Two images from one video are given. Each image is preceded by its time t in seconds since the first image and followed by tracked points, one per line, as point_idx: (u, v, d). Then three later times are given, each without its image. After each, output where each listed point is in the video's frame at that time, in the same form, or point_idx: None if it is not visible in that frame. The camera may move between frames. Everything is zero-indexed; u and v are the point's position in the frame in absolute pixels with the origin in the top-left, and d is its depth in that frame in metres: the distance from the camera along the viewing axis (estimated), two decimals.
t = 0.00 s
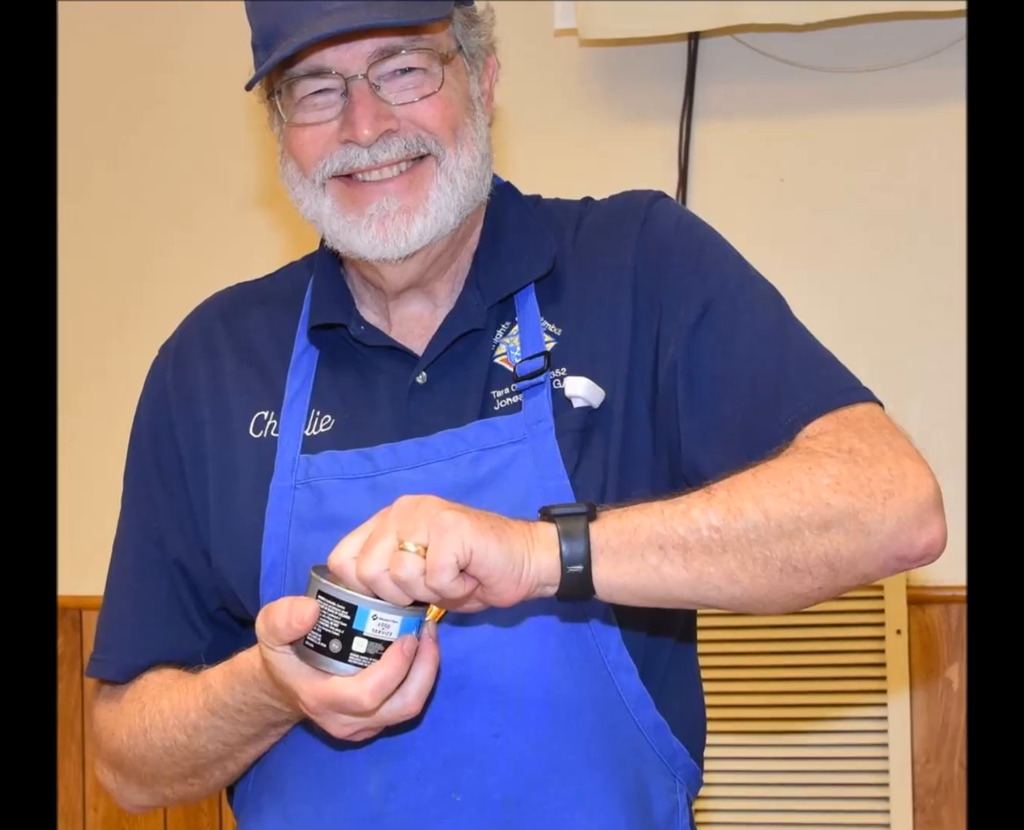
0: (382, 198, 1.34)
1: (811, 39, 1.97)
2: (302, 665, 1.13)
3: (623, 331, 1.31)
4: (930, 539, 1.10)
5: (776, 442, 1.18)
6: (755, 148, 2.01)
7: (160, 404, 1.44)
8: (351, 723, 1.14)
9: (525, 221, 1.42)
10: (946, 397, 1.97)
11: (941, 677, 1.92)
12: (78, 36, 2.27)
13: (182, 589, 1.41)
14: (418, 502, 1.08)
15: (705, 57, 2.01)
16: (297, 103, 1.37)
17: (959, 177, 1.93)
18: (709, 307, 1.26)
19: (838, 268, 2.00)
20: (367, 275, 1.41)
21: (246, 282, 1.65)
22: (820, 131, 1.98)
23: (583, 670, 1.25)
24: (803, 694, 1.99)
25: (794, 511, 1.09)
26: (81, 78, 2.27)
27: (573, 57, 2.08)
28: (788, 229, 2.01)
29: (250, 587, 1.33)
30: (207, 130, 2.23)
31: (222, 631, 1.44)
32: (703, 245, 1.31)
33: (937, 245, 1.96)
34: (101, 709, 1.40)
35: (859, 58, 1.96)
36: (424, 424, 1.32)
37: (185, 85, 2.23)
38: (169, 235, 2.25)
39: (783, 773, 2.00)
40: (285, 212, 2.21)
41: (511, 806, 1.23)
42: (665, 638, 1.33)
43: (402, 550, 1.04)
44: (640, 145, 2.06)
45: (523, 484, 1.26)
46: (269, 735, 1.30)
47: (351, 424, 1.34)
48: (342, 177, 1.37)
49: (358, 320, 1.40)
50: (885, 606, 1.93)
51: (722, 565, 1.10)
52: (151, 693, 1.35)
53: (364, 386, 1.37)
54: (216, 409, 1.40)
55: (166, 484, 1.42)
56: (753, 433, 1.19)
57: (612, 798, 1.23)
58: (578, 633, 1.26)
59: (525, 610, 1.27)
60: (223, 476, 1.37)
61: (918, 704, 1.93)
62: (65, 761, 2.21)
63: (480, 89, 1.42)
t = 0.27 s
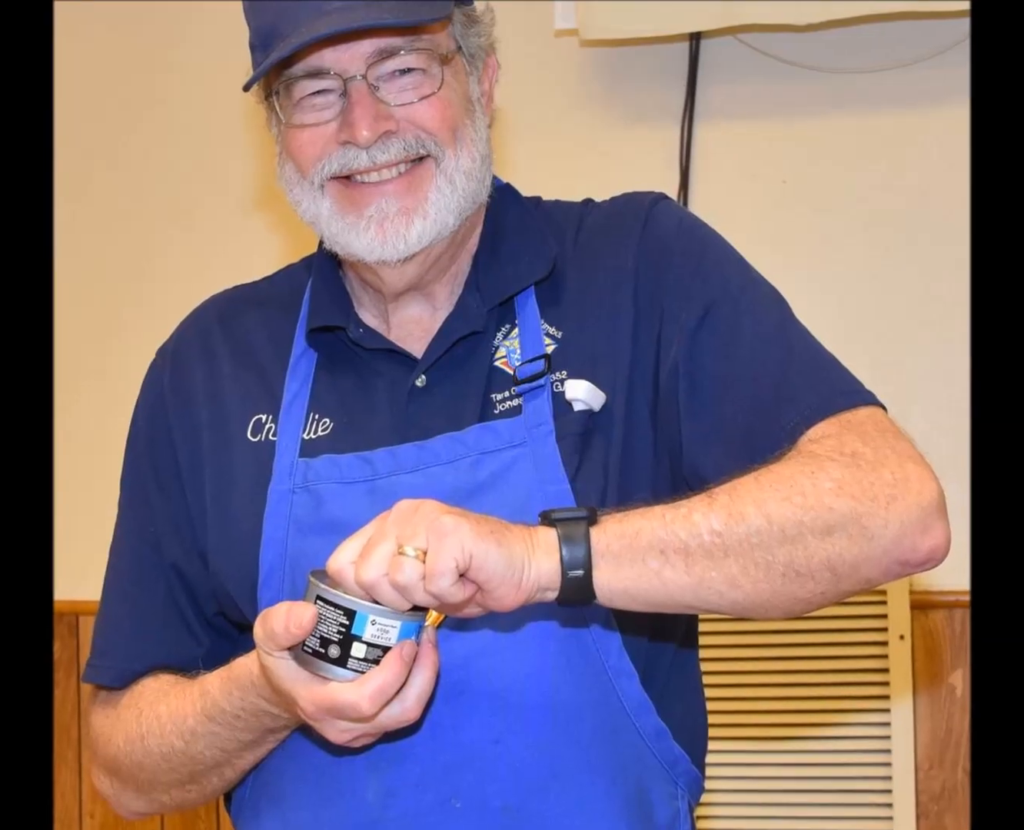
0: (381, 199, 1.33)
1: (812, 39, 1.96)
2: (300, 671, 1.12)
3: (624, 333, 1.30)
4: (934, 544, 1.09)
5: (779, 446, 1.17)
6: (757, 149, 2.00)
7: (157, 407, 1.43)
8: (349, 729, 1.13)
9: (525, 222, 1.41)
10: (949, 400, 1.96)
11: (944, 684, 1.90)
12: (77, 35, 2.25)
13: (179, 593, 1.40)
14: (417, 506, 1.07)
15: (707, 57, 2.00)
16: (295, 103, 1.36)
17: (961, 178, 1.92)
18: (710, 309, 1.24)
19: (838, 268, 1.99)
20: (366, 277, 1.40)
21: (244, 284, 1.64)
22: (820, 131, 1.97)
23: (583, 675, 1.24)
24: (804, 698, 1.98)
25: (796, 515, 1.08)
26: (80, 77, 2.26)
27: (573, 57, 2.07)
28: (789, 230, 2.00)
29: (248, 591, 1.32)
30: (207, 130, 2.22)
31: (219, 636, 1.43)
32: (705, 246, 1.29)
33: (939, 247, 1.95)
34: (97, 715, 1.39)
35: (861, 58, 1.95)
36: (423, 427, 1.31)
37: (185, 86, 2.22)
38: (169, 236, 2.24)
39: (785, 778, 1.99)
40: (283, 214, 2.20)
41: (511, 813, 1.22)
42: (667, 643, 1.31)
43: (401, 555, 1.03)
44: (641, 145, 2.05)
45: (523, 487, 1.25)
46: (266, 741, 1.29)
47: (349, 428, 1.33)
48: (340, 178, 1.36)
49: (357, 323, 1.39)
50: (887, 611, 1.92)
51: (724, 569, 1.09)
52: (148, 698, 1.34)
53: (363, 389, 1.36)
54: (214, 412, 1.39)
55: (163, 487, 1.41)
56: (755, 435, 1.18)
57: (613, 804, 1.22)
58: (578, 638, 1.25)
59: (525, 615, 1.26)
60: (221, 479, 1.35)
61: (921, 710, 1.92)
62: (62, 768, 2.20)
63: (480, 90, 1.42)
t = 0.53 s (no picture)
0: (380, 201, 1.32)
1: (814, 39, 1.95)
2: (298, 676, 1.10)
3: (625, 335, 1.29)
4: (938, 549, 1.07)
5: (781, 449, 1.16)
6: (759, 149, 1.98)
7: (154, 410, 1.41)
8: (348, 736, 1.12)
9: (525, 224, 1.40)
10: (954, 404, 1.94)
11: (948, 689, 1.89)
12: (74, 36, 2.25)
13: (176, 598, 1.38)
14: (416, 509, 1.06)
15: (709, 57, 1.99)
16: (294, 104, 1.35)
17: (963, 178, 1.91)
18: (712, 312, 1.23)
19: (841, 269, 1.97)
20: (365, 280, 1.39)
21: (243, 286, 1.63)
22: (822, 131, 1.96)
23: (584, 680, 1.23)
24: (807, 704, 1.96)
25: (798, 519, 1.06)
26: (78, 79, 2.25)
27: (573, 57, 2.06)
28: (792, 232, 1.99)
29: (246, 596, 1.31)
30: (205, 132, 2.21)
31: (217, 641, 1.42)
32: (707, 247, 1.28)
33: (942, 248, 1.93)
34: (94, 721, 1.38)
35: (863, 59, 1.94)
36: (422, 431, 1.30)
37: (184, 87, 2.21)
38: (167, 238, 2.23)
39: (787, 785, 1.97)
40: (281, 216, 2.19)
41: (511, 820, 1.21)
42: (668, 648, 1.30)
43: (400, 559, 1.02)
44: (641, 146, 2.04)
45: (523, 491, 1.23)
46: (264, 747, 1.28)
47: (348, 431, 1.32)
48: (339, 180, 1.35)
49: (356, 325, 1.38)
50: (891, 616, 1.90)
51: (725, 574, 1.08)
52: (145, 704, 1.33)
53: (362, 393, 1.35)
54: (212, 415, 1.38)
55: (160, 491, 1.40)
56: (758, 438, 1.17)
57: (614, 810, 1.21)
58: (579, 644, 1.24)
59: (525, 620, 1.24)
60: (218, 482, 1.34)
61: (925, 716, 1.90)
62: (58, 775, 2.18)
63: (480, 91, 1.41)
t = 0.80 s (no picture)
0: (379, 203, 1.31)
1: (817, 41, 1.94)
2: (296, 682, 1.09)
3: (626, 338, 1.27)
4: (941, 553, 1.06)
5: (784, 453, 1.15)
6: (761, 150, 1.97)
7: (151, 414, 1.41)
8: (347, 742, 1.11)
9: (525, 226, 1.39)
10: (957, 406, 1.92)
11: (951, 695, 1.88)
12: (69, 37, 2.24)
13: (173, 603, 1.37)
14: (416, 513, 1.04)
15: (711, 58, 1.98)
16: (292, 105, 1.34)
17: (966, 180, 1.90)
18: (713, 314, 1.22)
19: (842, 272, 1.96)
20: (364, 283, 1.38)
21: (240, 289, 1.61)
22: (824, 133, 1.95)
23: (584, 686, 1.22)
24: (809, 710, 1.94)
25: (800, 524, 1.05)
26: (73, 80, 2.24)
27: (573, 57, 2.05)
28: (794, 234, 1.97)
29: (243, 601, 1.30)
30: (201, 133, 2.20)
31: (215, 647, 1.41)
32: (709, 249, 1.27)
33: (946, 252, 1.92)
34: (90, 728, 1.37)
35: (867, 60, 1.93)
36: (421, 435, 1.29)
37: (180, 88, 2.20)
38: (161, 242, 2.22)
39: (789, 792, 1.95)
40: (279, 218, 2.18)
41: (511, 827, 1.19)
42: (669, 654, 1.29)
43: (399, 564, 1.01)
44: (642, 147, 2.02)
45: (523, 496, 1.22)
46: (262, 754, 1.27)
47: (346, 435, 1.31)
48: (337, 182, 1.34)
49: (354, 328, 1.37)
50: (893, 622, 1.89)
51: (727, 579, 1.07)
52: (142, 710, 1.32)
53: (361, 396, 1.34)
54: (209, 418, 1.37)
55: (157, 495, 1.39)
56: (759, 441, 1.16)
57: (614, 817, 1.20)
58: (579, 649, 1.22)
59: (525, 625, 1.23)
60: (216, 486, 1.33)
61: (929, 721, 1.89)
62: (54, 782, 2.15)
63: (479, 92, 1.40)
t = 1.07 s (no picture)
0: (378, 204, 1.30)
1: (819, 40, 1.91)
2: (295, 688, 1.08)
3: (627, 340, 1.26)
4: (945, 558, 1.05)
5: (786, 456, 1.13)
6: (764, 152, 1.94)
7: (148, 416, 1.40)
8: (345, 748, 1.10)
9: (525, 228, 1.38)
10: (961, 410, 1.90)
11: (955, 700, 1.86)
12: (65, 37, 2.23)
13: (170, 608, 1.36)
14: (415, 517, 1.03)
15: (713, 58, 1.95)
16: (290, 106, 1.33)
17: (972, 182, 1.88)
18: (715, 317, 1.21)
19: (846, 275, 1.93)
20: (363, 285, 1.37)
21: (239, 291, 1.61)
22: (828, 135, 1.92)
23: (585, 692, 1.21)
24: (811, 717, 1.92)
25: (803, 528, 1.04)
26: (70, 82, 2.23)
27: (574, 57, 2.02)
28: (797, 235, 1.95)
29: (241, 605, 1.29)
30: (198, 135, 2.19)
31: (212, 652, 1.40)
32: (711, 252, 1.26)
33: (949, 253, 1.90)
34: (86, 733, 1.35)
35: (872, 60, 1.90)
36: (421, 439, 1.28)
37: (176, 89, 2.19)
38: (160, 244, 2.21)
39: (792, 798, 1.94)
40: (277, 220, 2.17)
41: None
42: (671, 659, 1.28)
43: (398, 569, 0.99)
44: (642, 147, 2.00)
45: (523, 500, 1.21)
46: (260, 760, 1.26)
47: (345, 438, 1.30)
48: (336, 183, 1.33)
49: (353, 331, 1.36)
50: (896, 627, 1.87)
51: (729, 584, 1.05)
52: (139, 716, 1.31)
53: (359, 400, 1.33)
54: (207, 421, 1.36)
55: (154, 499, 1.38)
56: (761, 445, 1.15)
57: (615, 823, 1.19)
58: (579, 654, 1.21)
59: (525, 630, 1.22)
60: (213, 490, 1.32)
61: (932, 727, 1.87)
62: (50, 788, 2.14)
63: (479, 93, 1.39)
